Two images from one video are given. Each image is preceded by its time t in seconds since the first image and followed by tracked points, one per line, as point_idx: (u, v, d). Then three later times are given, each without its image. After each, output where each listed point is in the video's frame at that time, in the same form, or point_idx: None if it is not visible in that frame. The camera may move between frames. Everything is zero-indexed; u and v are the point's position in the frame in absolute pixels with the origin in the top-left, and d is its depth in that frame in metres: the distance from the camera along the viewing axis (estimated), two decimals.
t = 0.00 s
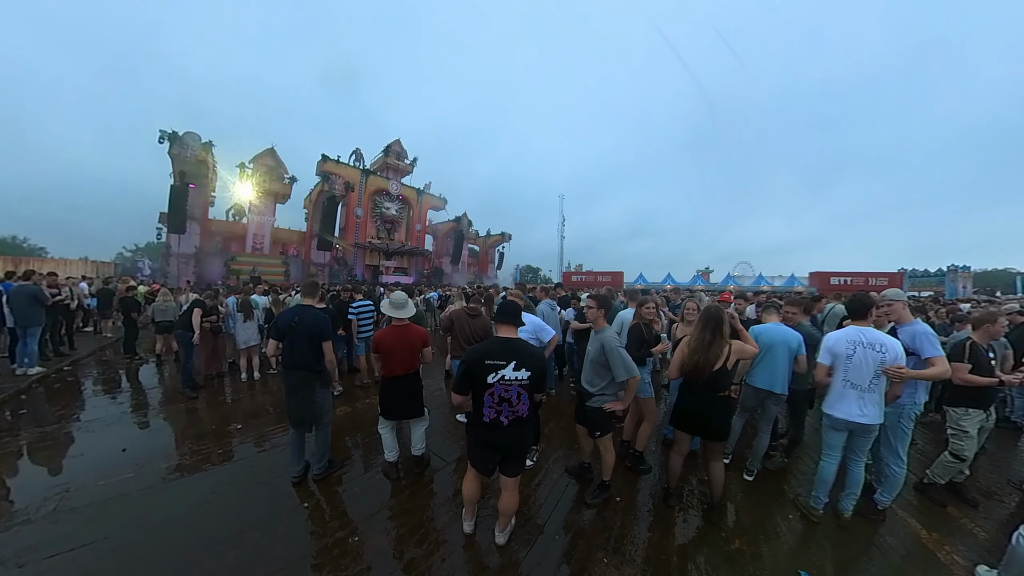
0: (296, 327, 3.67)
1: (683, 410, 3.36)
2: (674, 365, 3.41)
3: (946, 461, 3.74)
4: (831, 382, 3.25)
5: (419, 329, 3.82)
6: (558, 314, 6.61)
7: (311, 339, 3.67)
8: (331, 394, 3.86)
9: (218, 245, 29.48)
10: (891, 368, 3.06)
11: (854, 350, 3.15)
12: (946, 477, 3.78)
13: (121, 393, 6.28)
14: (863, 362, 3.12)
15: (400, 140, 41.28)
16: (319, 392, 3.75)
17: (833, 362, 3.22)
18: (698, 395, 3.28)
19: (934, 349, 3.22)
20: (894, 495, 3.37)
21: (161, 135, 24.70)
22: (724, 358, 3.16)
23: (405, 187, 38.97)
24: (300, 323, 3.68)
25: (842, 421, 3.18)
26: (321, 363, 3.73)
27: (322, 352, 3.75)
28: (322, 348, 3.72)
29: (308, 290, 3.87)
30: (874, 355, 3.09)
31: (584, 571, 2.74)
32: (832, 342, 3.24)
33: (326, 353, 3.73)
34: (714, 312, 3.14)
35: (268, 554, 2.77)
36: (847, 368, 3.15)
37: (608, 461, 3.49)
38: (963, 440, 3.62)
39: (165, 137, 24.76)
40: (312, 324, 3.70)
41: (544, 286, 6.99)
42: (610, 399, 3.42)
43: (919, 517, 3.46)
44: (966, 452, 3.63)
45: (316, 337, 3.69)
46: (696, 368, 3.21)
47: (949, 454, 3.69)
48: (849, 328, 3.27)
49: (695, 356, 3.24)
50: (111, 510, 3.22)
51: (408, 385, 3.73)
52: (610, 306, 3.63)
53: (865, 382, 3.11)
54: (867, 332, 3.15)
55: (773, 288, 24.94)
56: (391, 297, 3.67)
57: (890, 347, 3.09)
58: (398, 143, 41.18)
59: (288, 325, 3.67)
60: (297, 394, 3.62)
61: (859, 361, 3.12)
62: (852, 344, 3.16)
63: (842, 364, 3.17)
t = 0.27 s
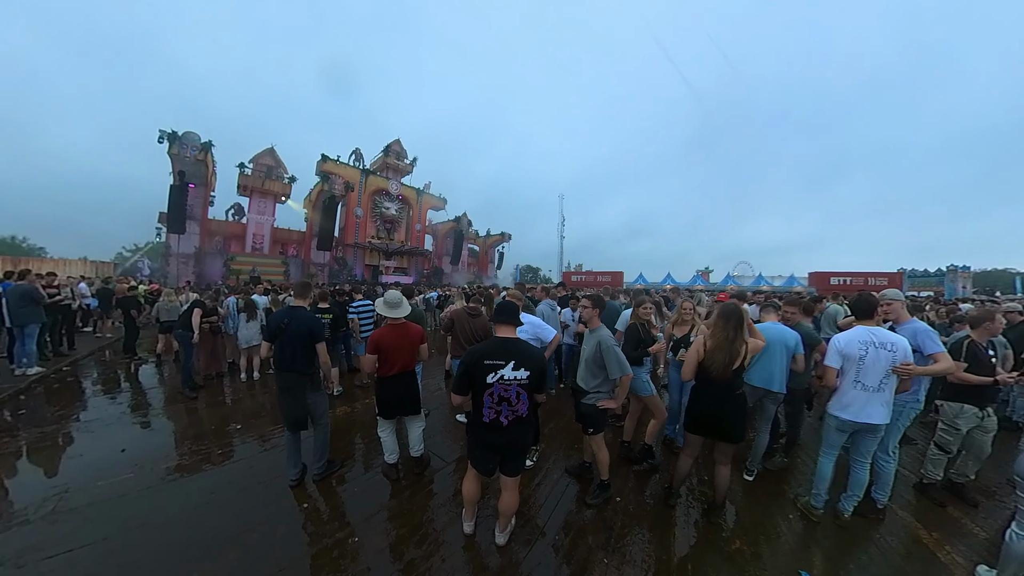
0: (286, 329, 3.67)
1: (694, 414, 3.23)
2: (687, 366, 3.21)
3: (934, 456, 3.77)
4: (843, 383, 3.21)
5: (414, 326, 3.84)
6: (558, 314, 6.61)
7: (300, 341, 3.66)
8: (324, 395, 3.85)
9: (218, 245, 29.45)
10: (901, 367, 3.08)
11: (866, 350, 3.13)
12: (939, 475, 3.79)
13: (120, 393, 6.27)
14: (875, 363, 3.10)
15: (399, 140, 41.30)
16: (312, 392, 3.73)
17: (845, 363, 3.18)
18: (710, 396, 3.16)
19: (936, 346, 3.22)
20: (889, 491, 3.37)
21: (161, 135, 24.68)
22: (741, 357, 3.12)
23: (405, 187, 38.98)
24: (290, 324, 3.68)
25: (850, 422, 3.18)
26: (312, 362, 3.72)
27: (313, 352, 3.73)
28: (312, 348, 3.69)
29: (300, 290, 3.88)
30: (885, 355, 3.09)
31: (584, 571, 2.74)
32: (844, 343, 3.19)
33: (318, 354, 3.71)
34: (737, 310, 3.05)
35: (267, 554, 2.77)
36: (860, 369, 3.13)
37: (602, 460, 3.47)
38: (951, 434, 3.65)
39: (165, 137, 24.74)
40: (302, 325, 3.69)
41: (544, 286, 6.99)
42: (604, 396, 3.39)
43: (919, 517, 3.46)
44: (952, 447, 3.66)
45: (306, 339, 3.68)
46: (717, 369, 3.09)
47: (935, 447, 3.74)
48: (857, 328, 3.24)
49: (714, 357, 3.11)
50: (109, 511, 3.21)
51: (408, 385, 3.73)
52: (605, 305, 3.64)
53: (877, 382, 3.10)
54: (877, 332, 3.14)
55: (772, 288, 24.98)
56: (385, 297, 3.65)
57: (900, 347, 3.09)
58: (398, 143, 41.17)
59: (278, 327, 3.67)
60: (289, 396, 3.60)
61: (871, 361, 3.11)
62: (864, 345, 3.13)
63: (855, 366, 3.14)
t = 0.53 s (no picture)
0: (275, 325, 3.69)
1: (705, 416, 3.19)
2: (699, 368, 3.15)
3: (931, 455, 3.78)
4: (842, 386, 3.19)
5: (412, 325, 3.84)
6: (559, 314, 6.62)
7: (287, 337, 3.63)
8: (316, 393, 3.85)
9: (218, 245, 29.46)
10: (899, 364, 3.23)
11: (864, 351, 3.11)
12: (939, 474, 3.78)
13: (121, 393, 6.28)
14: (873, 363, 3.11)
15: (400, 140, 41.30)
16: (303, 390, 3.73)
17: (845, 367, 3.15)
18: (717, 398, 3.14)
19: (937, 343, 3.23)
20: (890, 491, 3.38)
21: (161, 135, 24.69)
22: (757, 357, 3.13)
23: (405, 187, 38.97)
24: (278, 321, 3.70)
25: (847, 420, 3.17)
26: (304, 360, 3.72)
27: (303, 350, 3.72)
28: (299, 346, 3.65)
29: (289, 288, 3.89)
30: (881, 355, 3.11)
31: (583, 571, 2.74)
32: (843, 347, 3.14)
33: (304, 351, 3.63)
34: (755, 313, 2.99)
35: (267, 554, 2.78)
36: (860, 371, 3.11)
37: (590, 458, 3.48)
38: (949, 435, 3.66)
39: (165, 137, 24.75)
40: (290, 322, 3.68)
41: (544, 286, 7.00)
42: (600, 394, 3.41)
43: (919, 517, 3.46)
44: (949, 447, 3.67)
45: (293, 336, 3.64)
46: (740, 373, 3.08)
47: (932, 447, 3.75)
48: (852, 330, 3.21)
49: (736, 361, 3.08)
50: (110, 511, 3.22)
51: (407, 385, 3.74)
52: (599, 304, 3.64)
53: (875, 382, 3.11)
54: (872, 333, 3.13)
55: (773, 288, 24.95)
56: (383, 296, 3.63)
57: (894, 345, 3.11)
58: (398, 143, 41.18)
59: (267, 324, 3.71)
60: (280, 393, 3.61)
61: (869, 362, 3.11)
62: (862, 346, 3.12)
63: (856, 369, 3.12)
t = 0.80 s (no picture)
0: (269, 324, 3.69)
1: (711, 418, 3.16)
2: (708, 368, 3.14)
3: (931, 456, 3.77)
4: (834, 386, 3.21)
5: (410, 326, 3.84)
6: (560, 314, 6.62)
7: (281, 336, 3.63)
8: (314, 393, 3.86)
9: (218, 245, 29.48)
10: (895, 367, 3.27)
11: (852, 350, 3.11)
12: (938, 475, 3.77)
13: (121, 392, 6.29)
14: (862, 362, 3.11)
15: (400, 140, 41.32)
16: (300, 389, 3.74)
17: (834, 367, 3.17)
18: (721, 398, 3.13)
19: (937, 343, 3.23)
20: (901, 494, 3.34)
21: (161, 135, 24.71)
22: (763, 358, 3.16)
23: (405, 187, 38.99)
24: (272, 320, 3.69)
25: (843, 419, 3.17)
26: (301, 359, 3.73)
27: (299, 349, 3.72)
28: (293, 344, 3.64)
29: (284, 287, 3.89)
30: (870, 352, 3.10)
31: (582, 570, 2.74)
32: (830, 348, 3.16)
33: (298, 350, 3.62)
34: (760, 314, 3.05)
35: (267, 553, 2.78)
36: (849, 371, 3.12)
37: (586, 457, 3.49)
38: (951, 435, 3.66)
39: (165, 137, 24.79)
40: (284, 321, 3.67)
41: (544, 286, 7.00)
42: (597, 392, 3.41)
43: (918, 517, 3.46)
44: (950, 447, 3.66)
45: (287, 334, 3.63)
46: (750, 374, 3.07)
47: (933, 447, 3.74)
48: (840, 329, 3.20)
49: (745, 361, 3.07)
50: (111, 509, 3.23)
51: (406, 384, 3.75)
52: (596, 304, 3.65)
53: (867, 380, 3.11)
54: (858, 331, 3.10)
55: (773, 288, 24.94)
56: (382, 295, 3.63)
57: (882, 342, 3.10)
58: (399, 143, 41.20)
59: (261, 323, 3.70)
60: (277, 392, 3.62)
61: (858, 361, 3.11)
62: (849, 346, 3.12)
63: (845, 369, 3.13)
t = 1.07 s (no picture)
0: (270, 327, 3.68)
1: (712, 419, 3.15)
2: (706, 367, 3.13)
3: (947, 463, 3.75)
4: (826, 385, 3.23)
5: (408, 327, 3.83)
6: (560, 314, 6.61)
7: (282, 337, 3.64)
8: (316, 393, 3.87)
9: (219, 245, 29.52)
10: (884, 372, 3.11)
11: (844, 350, 3.12)
12: (944, 479, 3.80)
13: (121, 392, 6.30)
14: (854, 363, 3.11)
15: (400, 140, 41.34)
16: (302, 389, 3.75)
17: (825, 366, 3.19)
18: (723, 398, 3.12)
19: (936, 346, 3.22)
20: (904, 499, 3.31)
21: (162, 136, 24.73)
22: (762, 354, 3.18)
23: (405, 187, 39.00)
24: (273, 321, 3.69)
25: (835, 419, 3.17)
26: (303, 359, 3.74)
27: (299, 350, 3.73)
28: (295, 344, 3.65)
29: (285, 290, 3.86)
30: (862, 353, 3.09)
31: (582, 569, 2.74)
32: (821, 348, 3.19)
33: (300, 351, 3.64)
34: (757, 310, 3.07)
35: (268, 551, 2.79)
36: (840, 371, 3.13)
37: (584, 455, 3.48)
38: (966, 442, 3.61)
39: (166, 138, 24.81)
40: (285, 322, 3.68)
41: (544, 286, 7.00)
42: (595, 392, 3.41)
43: (918, 517, 3.46)
44: (968, 455, 3.62)
45: (288, 336, 3.64)
46: (751, 371, 3.10)
47: (951, 456, 3.69)
48: (833, 329, 3.22)
49: (745, 360, 3.08)
50: (112, 507, 3.23)
51: (405, 383, 3.75)
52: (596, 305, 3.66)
53: (860, 380, 3.10)
54: (851, 331, 3.12)
55: (773, 287, 24.92)
56: (383, 296, 3.63)
57: (875, 342, 3.09)
58: (399, 143, 41.21)
59: (262, 325, 3.70)
60: (279, 392, 3.62)
61: (849, 361, 3.11)
62: (840, 346, 3.13)
63: (836, 369, 3.15)
